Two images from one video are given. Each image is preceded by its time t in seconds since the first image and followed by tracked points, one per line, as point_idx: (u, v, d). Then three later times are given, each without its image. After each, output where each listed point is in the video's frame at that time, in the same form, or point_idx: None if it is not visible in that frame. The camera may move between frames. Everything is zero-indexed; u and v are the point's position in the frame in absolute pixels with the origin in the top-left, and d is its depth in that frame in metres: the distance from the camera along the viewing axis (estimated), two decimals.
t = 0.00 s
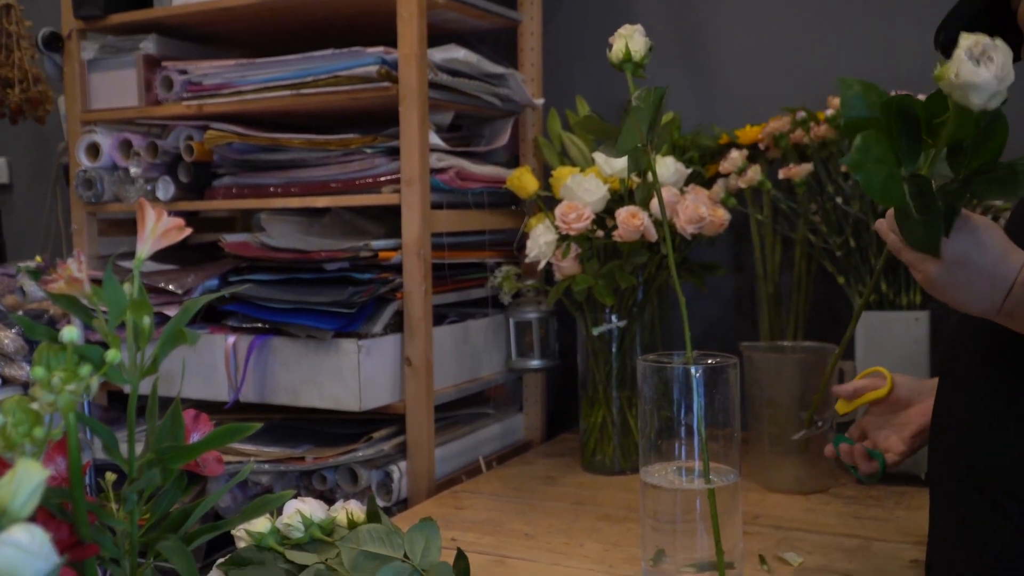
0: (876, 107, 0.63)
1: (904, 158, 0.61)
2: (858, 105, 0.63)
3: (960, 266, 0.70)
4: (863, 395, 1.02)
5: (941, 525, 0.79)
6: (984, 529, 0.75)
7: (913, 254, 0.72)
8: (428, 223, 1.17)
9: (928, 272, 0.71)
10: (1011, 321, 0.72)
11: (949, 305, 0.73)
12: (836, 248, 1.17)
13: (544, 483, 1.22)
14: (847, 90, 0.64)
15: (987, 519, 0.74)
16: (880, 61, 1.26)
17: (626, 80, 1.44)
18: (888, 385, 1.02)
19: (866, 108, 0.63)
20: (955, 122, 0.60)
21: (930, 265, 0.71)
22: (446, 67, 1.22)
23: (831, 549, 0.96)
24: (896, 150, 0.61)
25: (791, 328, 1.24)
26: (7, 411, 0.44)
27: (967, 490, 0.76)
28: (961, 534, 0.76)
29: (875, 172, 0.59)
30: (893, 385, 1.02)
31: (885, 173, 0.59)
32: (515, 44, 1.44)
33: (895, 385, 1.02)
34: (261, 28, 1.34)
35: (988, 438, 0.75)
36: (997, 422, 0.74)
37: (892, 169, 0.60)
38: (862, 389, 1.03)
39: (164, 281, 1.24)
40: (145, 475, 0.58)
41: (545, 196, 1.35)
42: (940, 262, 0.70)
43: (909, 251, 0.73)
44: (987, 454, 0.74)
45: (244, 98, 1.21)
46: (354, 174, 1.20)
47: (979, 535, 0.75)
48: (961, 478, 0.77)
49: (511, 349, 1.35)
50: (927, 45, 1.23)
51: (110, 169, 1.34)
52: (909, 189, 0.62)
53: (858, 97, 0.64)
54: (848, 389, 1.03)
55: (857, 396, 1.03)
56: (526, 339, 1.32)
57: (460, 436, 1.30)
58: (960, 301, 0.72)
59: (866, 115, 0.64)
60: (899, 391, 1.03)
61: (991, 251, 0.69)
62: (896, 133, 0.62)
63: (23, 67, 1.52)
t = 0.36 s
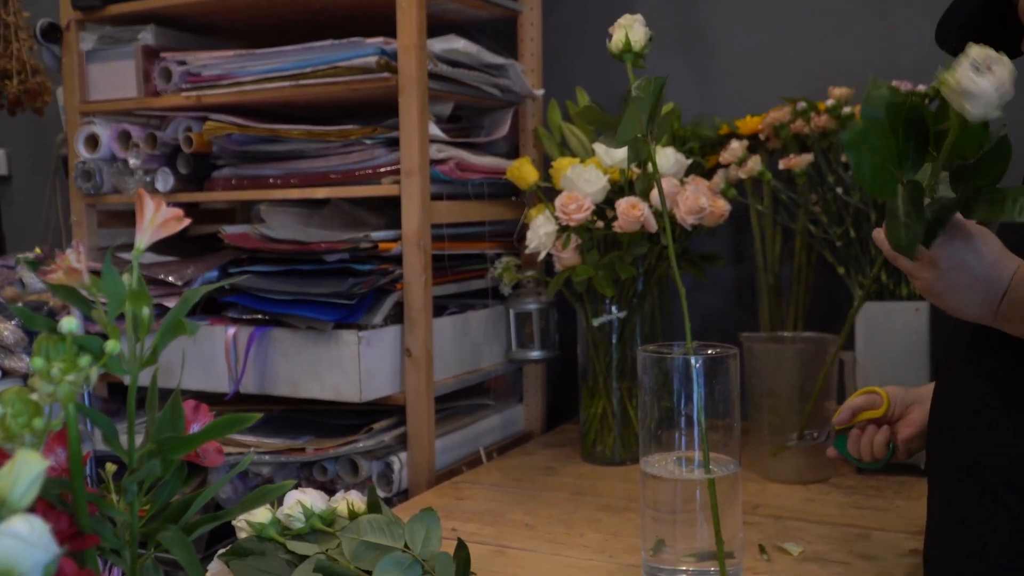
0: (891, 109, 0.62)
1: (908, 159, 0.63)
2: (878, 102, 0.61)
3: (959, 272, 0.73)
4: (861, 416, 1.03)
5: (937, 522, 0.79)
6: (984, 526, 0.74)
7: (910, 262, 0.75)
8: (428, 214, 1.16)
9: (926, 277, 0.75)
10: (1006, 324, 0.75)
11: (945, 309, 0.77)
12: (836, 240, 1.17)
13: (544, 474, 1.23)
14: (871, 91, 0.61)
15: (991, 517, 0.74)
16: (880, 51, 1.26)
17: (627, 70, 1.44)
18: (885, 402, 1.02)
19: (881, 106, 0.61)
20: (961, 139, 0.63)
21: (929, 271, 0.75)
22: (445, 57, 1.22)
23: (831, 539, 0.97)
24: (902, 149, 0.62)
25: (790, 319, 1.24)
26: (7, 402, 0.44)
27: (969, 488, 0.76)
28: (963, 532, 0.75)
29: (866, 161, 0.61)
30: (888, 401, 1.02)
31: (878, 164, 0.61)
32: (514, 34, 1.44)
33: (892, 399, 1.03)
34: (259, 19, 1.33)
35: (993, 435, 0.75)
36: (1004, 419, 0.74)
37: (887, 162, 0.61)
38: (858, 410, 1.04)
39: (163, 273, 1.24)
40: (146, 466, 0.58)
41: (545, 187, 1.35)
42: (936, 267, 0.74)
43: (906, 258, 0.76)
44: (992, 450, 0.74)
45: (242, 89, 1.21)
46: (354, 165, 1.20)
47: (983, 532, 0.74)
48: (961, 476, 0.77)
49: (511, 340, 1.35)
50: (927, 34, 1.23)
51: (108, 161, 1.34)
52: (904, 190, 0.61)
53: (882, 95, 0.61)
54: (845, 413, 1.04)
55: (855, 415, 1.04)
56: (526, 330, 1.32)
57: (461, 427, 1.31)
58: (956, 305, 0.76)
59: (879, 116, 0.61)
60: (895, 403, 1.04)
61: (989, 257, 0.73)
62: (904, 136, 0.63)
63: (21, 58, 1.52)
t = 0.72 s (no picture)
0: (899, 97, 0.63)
1: (907, 146, 0.65)
2: (888, 90, 0.63)
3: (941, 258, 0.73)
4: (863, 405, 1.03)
5: (929, 515, 0.79)
6: (980, 522, 0.74)
7: (897, 252, 0.75)
8: (427, 206, 1.16)
9: (912, 264, 0.75)
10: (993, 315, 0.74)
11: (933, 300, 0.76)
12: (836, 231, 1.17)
13: (544, 465, 1.23)
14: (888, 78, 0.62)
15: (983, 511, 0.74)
16: (881, 43, 1.25)
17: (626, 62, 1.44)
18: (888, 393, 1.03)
19: (889, 94, 0.63)
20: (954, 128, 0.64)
21: (915, 258, 0.74)
22: (444, 49, 1.22)
23: (831, 529, 0.97)
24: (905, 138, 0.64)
25: (790, 311, 1.24)
26: (6, 394, 0.44)
27: (960, 480, 0.76)
28: (956, 526, 0.76)
29: (869, 149, 0.63)
30: (893, 393, 1.03)
31: (880, 153, 0.63)
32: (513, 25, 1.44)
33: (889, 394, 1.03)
34: (258, 10, 1.33)
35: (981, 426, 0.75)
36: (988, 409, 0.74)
37: (888, 151, 0.63)
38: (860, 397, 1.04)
39: (163, 264, 1.24)
40: (145, 457, 0.58)
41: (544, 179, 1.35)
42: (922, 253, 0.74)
43: (893, 247, 0.75)
44: (982, 442, 0.74)
45: (241, 80, 1.21)
46: (353, 156, 1.20)
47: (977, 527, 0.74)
48: (951, 470, 0.77)
49: (510, 332, 1.34)
50: (927, 26, 1.23)
51: (107, 152, 1.34)
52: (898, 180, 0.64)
53: (891, 84, 0.63)
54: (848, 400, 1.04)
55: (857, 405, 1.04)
56: (526, 321, 1.32)
57: (460, 419, 1.31)
58: (942, 294, 0.75)
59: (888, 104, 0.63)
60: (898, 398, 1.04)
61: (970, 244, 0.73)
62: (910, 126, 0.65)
63: (21, 49, 1.52)
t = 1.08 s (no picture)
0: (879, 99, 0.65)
1: (893, 146, 0.66)
2: (869, 91, 0.64)
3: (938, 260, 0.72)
4: (860, 388, 1.02)
5: (931, 512, 0.79)
6: (980, 520, 0.74)
7: (892, 250, 0.74)
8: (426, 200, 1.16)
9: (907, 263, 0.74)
10: (993, 312, 0.73)
11: (931, 296, 0.76)
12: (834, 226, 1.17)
13: (543, 460, 1.23)
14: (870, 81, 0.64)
15: (984, 509, 0.74)
16: (880, 37, 1.26)
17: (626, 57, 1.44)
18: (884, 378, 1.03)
19: (871, 94, 0.65)
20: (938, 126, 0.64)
21: (911, 258, 0.74)
22: (443, 43, 1.22)
23: (830, 523, 0.97)
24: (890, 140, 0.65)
25: (789, 305, 1.24)
26: (4, 388, 0.44)
27: (960, 478, 0.76)
28: (958, 524, 0.75)
29: (856, 150, 0.64)
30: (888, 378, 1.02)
31: (866, 153, 0.64)
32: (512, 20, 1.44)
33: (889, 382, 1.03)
34: (258, 4, 1.33)
35: (980, 424, 0.74)
36: (987, 405, 0.74)
37: (873, 151, 0.64)
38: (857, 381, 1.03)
39: (162, 259, 1.23)
40: (144, 452, 0.57)
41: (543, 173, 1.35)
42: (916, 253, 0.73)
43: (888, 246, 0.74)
44: (982, 439, 0.74)
45: (240, 75, 1.21)
46: (352, 151, 1.20)
47: (980, 525, 0.74)
48: (950, 468, 0.77)
49: (509, 327, 1.34)
50: (926, 19, 1.23)
51: (106, 147, 1.34)
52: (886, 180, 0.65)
53: (872, 85, 0.64)
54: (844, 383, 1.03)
55: (853, 388, 1.03)
56: (525, 316, 1.32)
57: (459, 414, 1.31)
58: (940, 292, 0.74)
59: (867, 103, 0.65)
60: (894, 384, 1.03)
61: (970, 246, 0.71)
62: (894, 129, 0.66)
63: (20, 44, 1.51)
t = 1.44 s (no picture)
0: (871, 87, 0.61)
1: (882, 134, 0.61)
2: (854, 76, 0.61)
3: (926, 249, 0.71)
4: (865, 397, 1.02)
5: (932, 512, 0.78)
6: (979, 520, 0.74)
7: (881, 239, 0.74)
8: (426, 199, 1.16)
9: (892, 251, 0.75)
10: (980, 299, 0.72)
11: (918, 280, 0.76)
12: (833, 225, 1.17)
13: (542, 458, 1.23)
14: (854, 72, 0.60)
15: (983, 509, 0.74)
16: (880, 34, 1.25)
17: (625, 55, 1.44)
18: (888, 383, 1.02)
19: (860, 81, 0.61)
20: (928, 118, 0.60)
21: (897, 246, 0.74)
22: (443, 42, 1.22)
23: (829, 521, 0.97)
24: (877, 126, 0.61)
25: (788, 304, 1.24)
26: (3, 387, 0.44)
27: (959, 477, 0.76)
28: (957, 524, 0.75)
29: (836, 128, 0.60)
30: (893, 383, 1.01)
31: (846, 133, 0.60)
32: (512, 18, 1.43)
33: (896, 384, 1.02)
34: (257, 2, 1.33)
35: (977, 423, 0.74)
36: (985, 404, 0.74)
37: (854, 132, 0.60)
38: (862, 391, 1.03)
39: (161, 257, 1.23)
40: (143, 450, 0.57)
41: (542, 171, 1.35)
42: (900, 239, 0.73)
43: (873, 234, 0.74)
44: (981, 439, 0.74)
45: (239, 73, 1.21)
46: (351, 149, 1.20)
47: (981, 526, 0.74)
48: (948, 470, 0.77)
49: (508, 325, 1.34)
50: (926, 17, 1.23)
51: (105, 145, 1.33)
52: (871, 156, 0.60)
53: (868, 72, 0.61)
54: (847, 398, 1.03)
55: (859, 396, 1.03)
56: (525, 314, 1.32)
57: (458, 412, 1.31)
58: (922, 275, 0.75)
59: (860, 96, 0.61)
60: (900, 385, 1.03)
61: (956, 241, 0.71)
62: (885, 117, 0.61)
63: (19, 42, 1.51)
